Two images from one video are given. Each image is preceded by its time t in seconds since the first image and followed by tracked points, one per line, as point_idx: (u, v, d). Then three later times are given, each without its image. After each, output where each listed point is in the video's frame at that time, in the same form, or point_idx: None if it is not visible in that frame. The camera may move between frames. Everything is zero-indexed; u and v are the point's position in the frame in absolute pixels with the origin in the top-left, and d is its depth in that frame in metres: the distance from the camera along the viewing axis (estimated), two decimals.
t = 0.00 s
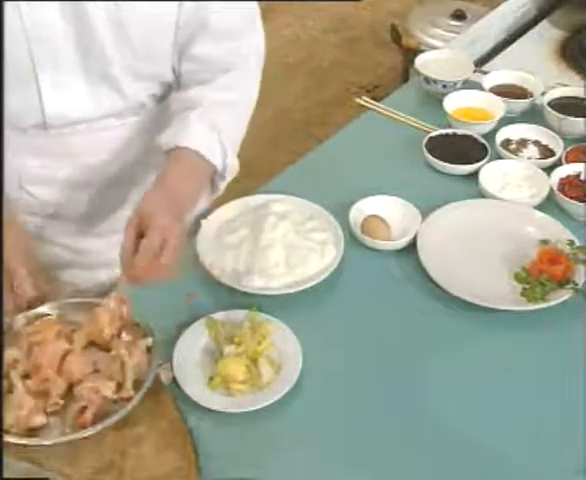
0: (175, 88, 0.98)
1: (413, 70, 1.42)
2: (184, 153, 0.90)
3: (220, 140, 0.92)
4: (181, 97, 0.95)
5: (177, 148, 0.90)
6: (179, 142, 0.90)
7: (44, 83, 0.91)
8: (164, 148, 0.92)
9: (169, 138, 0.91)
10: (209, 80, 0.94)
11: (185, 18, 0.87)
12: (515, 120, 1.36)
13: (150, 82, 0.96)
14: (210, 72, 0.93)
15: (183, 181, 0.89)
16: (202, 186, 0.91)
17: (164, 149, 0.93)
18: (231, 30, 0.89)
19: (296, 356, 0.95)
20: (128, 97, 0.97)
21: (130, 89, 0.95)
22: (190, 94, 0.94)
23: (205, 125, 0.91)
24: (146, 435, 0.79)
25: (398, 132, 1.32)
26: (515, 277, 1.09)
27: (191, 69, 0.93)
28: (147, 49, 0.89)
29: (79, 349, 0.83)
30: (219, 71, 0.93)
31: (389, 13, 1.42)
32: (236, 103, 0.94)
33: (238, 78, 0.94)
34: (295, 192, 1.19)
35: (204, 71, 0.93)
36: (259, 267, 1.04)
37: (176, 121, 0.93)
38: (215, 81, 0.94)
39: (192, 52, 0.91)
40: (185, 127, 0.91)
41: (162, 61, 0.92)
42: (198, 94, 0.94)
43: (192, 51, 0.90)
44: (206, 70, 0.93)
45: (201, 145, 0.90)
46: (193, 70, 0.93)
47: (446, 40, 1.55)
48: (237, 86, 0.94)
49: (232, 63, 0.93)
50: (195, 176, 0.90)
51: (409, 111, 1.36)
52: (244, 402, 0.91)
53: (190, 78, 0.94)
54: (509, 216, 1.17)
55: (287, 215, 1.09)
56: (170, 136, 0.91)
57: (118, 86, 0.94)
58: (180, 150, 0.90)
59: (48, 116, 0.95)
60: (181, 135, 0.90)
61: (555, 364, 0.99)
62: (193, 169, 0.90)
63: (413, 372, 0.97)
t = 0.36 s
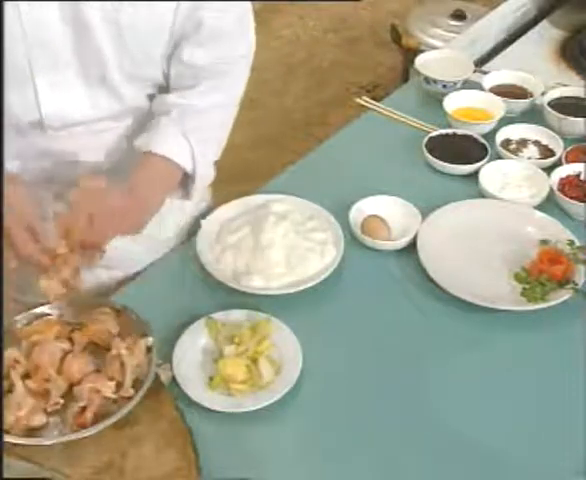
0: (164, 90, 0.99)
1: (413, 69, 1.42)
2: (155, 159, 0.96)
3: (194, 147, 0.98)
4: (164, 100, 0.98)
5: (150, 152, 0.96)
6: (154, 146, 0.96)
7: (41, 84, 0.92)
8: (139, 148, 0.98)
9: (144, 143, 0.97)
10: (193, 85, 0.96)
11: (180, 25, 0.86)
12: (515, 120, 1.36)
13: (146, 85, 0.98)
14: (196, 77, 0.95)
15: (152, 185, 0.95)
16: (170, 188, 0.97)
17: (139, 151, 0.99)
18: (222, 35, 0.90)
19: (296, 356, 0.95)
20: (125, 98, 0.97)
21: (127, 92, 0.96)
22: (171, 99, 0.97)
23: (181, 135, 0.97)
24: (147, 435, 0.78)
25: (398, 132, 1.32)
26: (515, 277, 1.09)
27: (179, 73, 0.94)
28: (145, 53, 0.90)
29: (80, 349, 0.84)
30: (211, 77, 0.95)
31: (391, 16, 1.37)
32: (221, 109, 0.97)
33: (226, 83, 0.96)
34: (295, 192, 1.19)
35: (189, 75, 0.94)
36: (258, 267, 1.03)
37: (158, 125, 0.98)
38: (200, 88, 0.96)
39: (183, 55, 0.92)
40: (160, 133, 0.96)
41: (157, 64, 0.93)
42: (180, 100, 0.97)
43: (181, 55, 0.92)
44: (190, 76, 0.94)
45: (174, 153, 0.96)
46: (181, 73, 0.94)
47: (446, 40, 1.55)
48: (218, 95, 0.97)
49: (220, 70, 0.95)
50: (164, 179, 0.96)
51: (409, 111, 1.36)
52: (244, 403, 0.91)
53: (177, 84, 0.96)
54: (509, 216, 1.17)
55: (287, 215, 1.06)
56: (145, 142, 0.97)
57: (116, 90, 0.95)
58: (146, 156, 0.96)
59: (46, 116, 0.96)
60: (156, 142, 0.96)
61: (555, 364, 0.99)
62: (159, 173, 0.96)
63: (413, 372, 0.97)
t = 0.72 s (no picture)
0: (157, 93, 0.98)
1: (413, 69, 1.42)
2: (155, 149, 0.95)
3: (195, 140, 0.97)
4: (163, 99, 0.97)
5: (149, 143, 0.95)
6: (155, 136, 0.95)
7: (41, 91, 0.87)
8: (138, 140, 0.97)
9: (143, 134, 0.96)
10: (195, 84, 0.96)
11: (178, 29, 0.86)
12: (515, 120, 1.36)
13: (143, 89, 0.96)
14: (197, 79, 0.95)
15: (150, 171, 0.95)
16: (169, 174, 0.97)
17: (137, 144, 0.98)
18: (223, 40, 0.91)
19: (296, 356, 0.95)
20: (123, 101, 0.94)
21: (126, 96, 0.94)
22: (169, 94, 0.97)
23: (181, 129, 0.96)
24: (147, 435, 0.78)
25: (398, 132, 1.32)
26: (515, 277, 1.09)
27: (182, 69, 0.94)
28: (141, 59, 0.88)
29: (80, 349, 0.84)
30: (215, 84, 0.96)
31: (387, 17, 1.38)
32: (219, 110, 0.99)
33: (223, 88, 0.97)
34: (296, 192, 1.19)
35: (189, 74, 0.95)
36: (258, 267, 1.04)
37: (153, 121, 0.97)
38: (202, 87, 0.96)
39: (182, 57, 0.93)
40: (159, 124, 0.96)
41: (154, 71, 0.93)
42: (179, 95, 0.97)
43: (181, 59, 0.93)
44: (190, 76, 0.95)
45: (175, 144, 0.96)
46: (181, 71, 0.95)
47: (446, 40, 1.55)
48: (218, 97, 0.98)
49: (222, 75, 0.96)
50: (162, 166, 0.96)
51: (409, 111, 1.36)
52: (243, 403, 0.91)
53: (175, 79, 0.96)
54: (509, 216, 1.17)
55: (286, 215, 1.08)
56: (147, 130, 0.96)
57: (116, 95, 0.92)
58: (144, 145, 0.96)
59: (44, 120, 0.92)
60: (157, 134, 0.96)
61: (555, 364, 0.99)
62: (159, 160, 0.95)
63: (413, 372, 0.97)
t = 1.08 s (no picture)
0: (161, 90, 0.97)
1: (414, 65, 1.42)
2: (161, 151, 0.94)
3: (203, 143, 0.96)
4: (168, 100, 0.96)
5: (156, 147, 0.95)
6: (163, 141, 0.94)
7: (44, 86, 0.86)
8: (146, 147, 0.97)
9: (151, 138, 0.96)
10: (197, 87, 0.96)
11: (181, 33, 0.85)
12: (517, 115, 1.36)
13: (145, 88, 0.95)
14: (200, 81, 0.95)
15: (162, 176, 0.93)
16: (180, 179, 0.95)
17: (145, 150, 0.98)
18: (225, 41, 0.90)
19: (297, 351, 0.95)
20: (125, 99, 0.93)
21: (129, 95, 0.93)
22: (176, 97, 0.96)
23: (188, 129, 0.95)
24: (148, 430, 0.78)
25: (400, 127, 1.31)
26: (517, 273, 1.09)
27: (186, 73, 0.94)
28: (147, 59, 0.87)
29: (82, 343, 0.84)
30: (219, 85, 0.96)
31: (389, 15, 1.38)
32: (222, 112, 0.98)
33: (225, 90, 0.97)
34: (297, 188, 1.19)
35: (192, 76, 0.94)
36: (259, 262, 1.04)
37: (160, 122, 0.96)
38: (205, 90, 0.96)
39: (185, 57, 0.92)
40: (164, 129, 0.95)
41: (159, 68, 0.91)
42: (185, 98, 0.96)
43: (183, 60, 0.93)
44: (192, 77, 0.94)
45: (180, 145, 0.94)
46: (186, 70, 0.94)
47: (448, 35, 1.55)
48: (221, 99, 0.97)
49: (223, 75, 0.95)
50: (172, 170, 0.94)
51: (411, 106, 1.36)
52: (245, 397, 0.91)
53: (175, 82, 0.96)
54: (511, 211, 1.17)
55: (288, 210, 1.08)
56: (153, 134, 0.96)
57: (119, 93, 0.92)
58: (154, 151, 0.95)
59: (46, 115, 0.92)
60: (166, 136, 0.94)
61: (556, 360, 0.99)
62: (171, 165, 0.94)
63: (415, 368, 0.97)
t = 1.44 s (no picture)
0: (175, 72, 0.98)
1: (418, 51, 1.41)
2: (190, 136, 0.96)
3: (229, 122, 0.98)
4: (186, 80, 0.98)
5: (184, 132, 0.97)
6: (191, 128, 0.96)
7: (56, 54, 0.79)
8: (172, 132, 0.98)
9: (177, 123, 0.97)
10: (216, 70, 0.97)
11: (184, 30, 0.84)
12: (521, 101, 1.36)
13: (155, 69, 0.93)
14: (216, 62, 0.95)
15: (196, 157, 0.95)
16: (211, 159, 0.97)
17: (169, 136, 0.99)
18: (240, 24, 0.88)
19: (300, 336, 0.95)
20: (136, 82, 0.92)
21: (140, 76, 0.91)
22: (196, 80, 0.98)
23: (213, 111, 0.98)
24: (152, 415, 0.78)
25: (404, 113, 1.31)
26: (520, 260, 1.09)
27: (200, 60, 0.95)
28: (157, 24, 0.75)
29: (85, 328, 0.85)
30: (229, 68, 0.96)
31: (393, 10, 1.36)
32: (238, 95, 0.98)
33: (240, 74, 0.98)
34: (301, 174, 1.18)
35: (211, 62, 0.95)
36: (263, 248, 1.04)
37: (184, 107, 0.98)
38: (222, 73, 0.97)
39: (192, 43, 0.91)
40: (193, 110, 0.97)
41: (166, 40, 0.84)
42: (205, 82, 0.98)
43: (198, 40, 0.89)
44: (211, 64, 0.96)
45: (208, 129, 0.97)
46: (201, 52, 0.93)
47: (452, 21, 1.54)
48: (236, 82, 0.98)
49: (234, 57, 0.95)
50: (202, 151, 0.96)
51: (415, 92, 1.35)
52: (248, 382, 0.91)
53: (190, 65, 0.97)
54: (515, 198, 1.17)
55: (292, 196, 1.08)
56: (178, 120, 0.97)
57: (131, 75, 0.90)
58: (178, 135, 0.97)
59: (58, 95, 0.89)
60: (191, 121, 0.97)
61: (559, 348, 0.99)
62: (200, 148, 0.96)
63: (417, 354, 0.97)
